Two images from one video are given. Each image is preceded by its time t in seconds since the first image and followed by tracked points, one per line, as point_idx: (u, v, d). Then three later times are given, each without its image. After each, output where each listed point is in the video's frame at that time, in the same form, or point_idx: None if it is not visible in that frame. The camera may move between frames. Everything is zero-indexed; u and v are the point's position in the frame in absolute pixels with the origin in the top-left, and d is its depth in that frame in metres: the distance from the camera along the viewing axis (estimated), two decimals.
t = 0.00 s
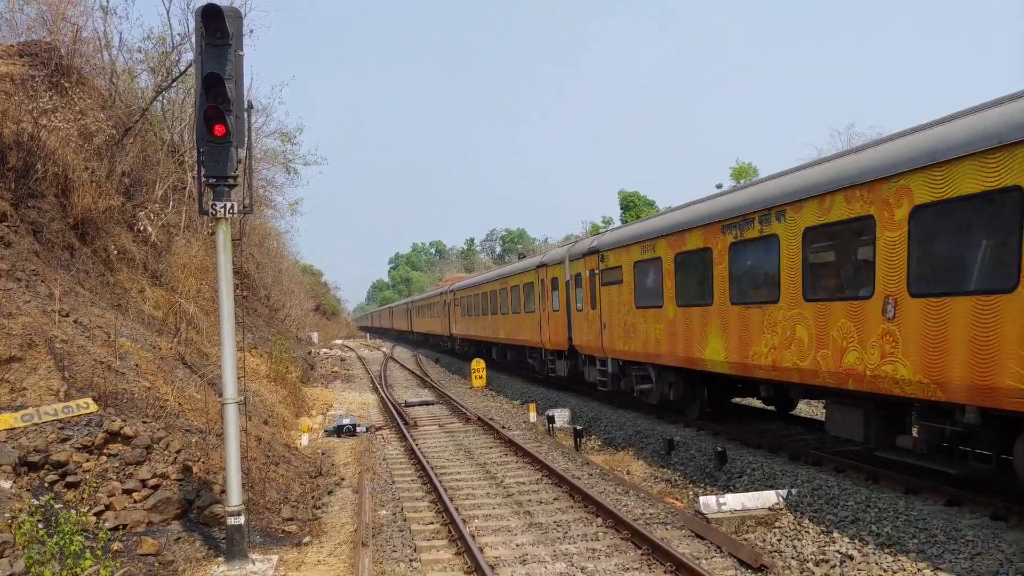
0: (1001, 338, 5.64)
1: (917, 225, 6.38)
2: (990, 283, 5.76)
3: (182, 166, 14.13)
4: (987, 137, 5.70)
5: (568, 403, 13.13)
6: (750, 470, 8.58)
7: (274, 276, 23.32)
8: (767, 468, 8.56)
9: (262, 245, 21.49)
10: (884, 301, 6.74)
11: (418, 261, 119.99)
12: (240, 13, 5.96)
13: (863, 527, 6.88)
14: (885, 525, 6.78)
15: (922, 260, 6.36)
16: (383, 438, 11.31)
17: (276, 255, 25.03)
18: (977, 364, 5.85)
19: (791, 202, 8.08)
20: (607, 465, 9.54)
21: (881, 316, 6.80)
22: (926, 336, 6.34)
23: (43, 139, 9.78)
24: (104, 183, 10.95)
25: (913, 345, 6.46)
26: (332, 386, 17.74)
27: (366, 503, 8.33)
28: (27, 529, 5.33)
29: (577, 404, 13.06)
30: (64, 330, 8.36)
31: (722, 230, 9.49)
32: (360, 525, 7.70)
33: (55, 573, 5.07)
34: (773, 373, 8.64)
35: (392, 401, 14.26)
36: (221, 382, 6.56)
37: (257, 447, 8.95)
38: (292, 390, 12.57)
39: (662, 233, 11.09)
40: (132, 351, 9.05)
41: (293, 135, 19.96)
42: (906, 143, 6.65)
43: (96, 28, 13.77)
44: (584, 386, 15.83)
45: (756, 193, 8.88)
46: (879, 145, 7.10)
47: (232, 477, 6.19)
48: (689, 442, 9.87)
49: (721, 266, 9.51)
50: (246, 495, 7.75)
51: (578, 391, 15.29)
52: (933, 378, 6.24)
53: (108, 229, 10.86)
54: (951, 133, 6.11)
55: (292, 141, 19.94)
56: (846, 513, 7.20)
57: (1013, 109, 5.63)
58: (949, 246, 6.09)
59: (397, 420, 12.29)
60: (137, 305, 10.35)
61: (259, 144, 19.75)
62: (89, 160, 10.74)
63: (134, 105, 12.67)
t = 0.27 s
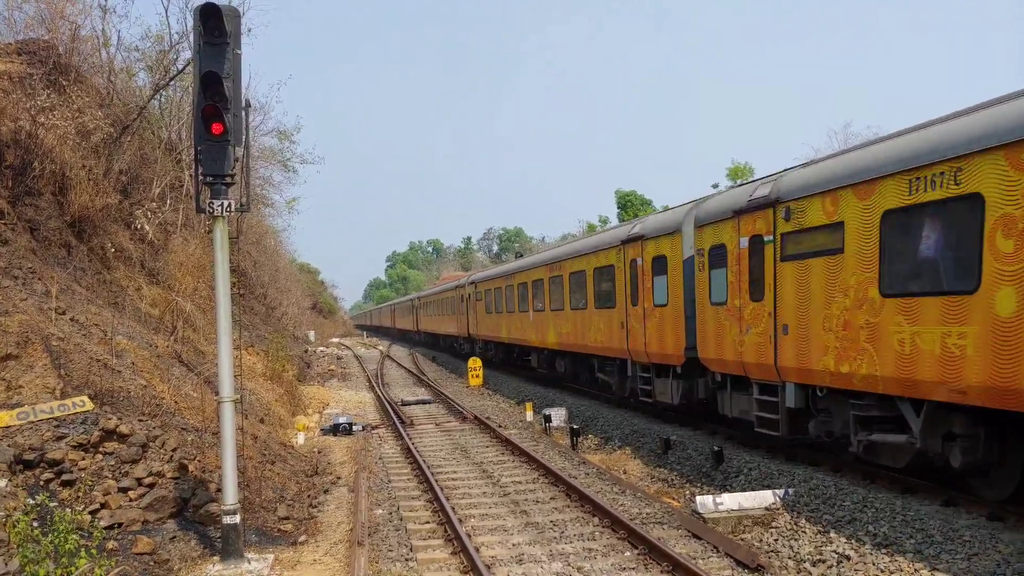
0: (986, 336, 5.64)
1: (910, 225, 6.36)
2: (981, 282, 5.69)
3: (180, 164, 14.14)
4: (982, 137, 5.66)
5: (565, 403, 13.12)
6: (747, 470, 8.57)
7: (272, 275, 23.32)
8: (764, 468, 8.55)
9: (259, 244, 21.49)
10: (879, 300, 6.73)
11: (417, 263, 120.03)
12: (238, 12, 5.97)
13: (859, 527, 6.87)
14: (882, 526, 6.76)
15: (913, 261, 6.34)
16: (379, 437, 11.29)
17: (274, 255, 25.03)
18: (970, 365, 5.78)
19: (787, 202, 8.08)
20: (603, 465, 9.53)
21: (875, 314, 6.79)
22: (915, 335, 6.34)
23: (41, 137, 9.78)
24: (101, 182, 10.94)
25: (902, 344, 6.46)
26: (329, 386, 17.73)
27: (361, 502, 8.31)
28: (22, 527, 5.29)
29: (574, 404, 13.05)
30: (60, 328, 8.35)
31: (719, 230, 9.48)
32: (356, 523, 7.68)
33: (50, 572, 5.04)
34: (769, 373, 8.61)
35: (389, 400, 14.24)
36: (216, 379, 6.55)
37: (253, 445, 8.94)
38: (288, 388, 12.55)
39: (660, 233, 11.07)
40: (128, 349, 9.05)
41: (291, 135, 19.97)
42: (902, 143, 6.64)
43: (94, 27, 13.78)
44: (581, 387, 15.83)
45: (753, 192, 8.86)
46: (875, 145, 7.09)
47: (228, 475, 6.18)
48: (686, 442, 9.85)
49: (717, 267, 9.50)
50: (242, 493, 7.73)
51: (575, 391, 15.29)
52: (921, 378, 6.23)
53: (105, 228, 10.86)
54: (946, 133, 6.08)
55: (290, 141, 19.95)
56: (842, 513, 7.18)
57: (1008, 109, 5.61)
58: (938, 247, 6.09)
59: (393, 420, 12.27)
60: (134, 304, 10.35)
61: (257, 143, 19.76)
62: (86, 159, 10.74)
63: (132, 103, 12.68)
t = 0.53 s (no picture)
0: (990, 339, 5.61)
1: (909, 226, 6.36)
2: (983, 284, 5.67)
3: (178, 163, 14.17)
4: (990, 135, 5.68)
5: (563, 402, 13.11)
6: (744, 469, 8.57)
7: (270, 274, 23.33)
8: (761, 467, 8.54)
9: (257, 243, 21.50)
10: (877, 301, 6.72)
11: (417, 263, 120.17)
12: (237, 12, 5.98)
13: (857, 527, 6.86)
14: (880, 526, 6.75)
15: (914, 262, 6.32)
16: (377, 437, 11.29)
17: (271, 254, 25.03)
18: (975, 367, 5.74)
19: (786, 201, 8.08)
20: (601, 464, 9.53)
21: (874, 316, 6.77)
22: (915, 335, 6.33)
23: (39, 136, 9.79)
24: (100, 181, 10.95)
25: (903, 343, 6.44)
26: (328, 385, 17.74)
27: (359, 501, 8.31)
28: (20, 527, 5.28)
29: (572, 403, 13.05)
30: (58, 327, 8.35)
31: (717, 229, 9.46)
32: (353, 523, 7.69)
33: (47, 570, 5.04)
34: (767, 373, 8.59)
35: (387, 399, 14.23)
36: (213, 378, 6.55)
37: (250, 444, 8.95)
38: (286, 387, 12.56)
39: (658, 232, 11.06)
40: (126, 348, 9.05)
41: (289, 134, 19.99)
42: (901, 144, 6.63)
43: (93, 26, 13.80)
44: (579, 386, 15.82)
45: (751, 191, 8.86)
46: (875, 145, 7.08)
47: (225, 474, 6.19)
48: (683, 441, 9.85)
49: (716, 266, 9.49)
50: (240, 492, 7.74)
51: (572, 390, 15.29)
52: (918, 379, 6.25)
53: (103, 227, 10.87)
54: (951, 132, 6.09)
55: (288, 140, 19.97)
56: (839, 513, 7.17)
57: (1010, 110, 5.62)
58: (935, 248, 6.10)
59: (391, 419, 12.28)
60: (133, 303, 10.37)
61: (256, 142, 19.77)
62: (84, 158, 10.74)
63: (130, 102, 12.70)
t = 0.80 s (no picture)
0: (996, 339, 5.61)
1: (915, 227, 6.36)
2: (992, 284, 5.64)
3: (181, 163, 14.20)
4: (988, 136, 5.66)
5: (565, 402, 13.11)
6: (747, 470, 8.56)
7: (273, 273, 23.36)
8: (764, 468, 8.54)
9: (260, 243, 21.53)
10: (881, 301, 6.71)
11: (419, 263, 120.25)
12: (240, 13, 5.99)
13: (859, 527, 6.85)
14: (882, 527, 6.75)
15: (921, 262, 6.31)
16: (379, 436, 11.30)
17: (274, 253, 25.06)
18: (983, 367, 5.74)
19: (788, 202, 8.07)
20: (604, 464, 9.53)
21: (879, 316, 6.77)
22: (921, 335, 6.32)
23: (44, 135, 9.82)
24: (104, 180, 10.98)
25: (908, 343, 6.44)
26: (330, 384, 17.76)
27: (361, 501, 8.32)
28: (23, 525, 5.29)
29: (575, 404, 13.05)
30: (62, 326, 8.37)
31: (720, 229, 9.45)
32: (356, 522, 7.70)
33: (51, 569, 5.05)
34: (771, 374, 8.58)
35: (389, 399, 14.24)
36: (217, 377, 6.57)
37: (253, 444, 8.97)
38: (289, 387, 12.58)
39: (660, 231, 11.05)
40: (129, 347, 9.07)
41: (293, 134, 20.01)
42: (904, 143, 6.62)
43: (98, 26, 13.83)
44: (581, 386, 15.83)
45: (754, 191, 8.85)
46: (878, 144, 7.07)
47: (229, 473, 6.20)
48: (686, 442, 9.84)
49: (719, 266, 9.48)
50: (243, 491, 7.75)
51: (575, 390, 15.30)
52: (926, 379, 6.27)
53: (107, 227, 10.90)
54: (950, 133, 6.08)
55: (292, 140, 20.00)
56: (842, 513, 7.17)
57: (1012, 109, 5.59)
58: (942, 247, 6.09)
59: (393, 418, 12.29)
60: (136, 302, 10.39)
61: (259, 142, 19.80)
62: (89, 157, 10.77)
63: (134, 102, 12.73)
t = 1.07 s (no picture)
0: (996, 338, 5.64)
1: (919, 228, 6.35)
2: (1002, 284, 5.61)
3: (185, 166, 14.23)
4: (992, 138, 5.65)
5: (569, 404, 13.11)
6: (752, 471, 8.55)
7: (277, 276, 23.39)
8: (769, 470, 8.53)
9: (264, 245, 21.56)
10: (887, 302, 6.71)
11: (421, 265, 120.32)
12: (245, 15, 5.98)
13: (866, 529, 6.84)
14: (888, 528, 6.73)
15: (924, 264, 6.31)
16: (384, 439, 11.30)
17: (278, 255, 25.09)
18: (982, 365, 5.75)
19: (794, 203, 8.05)
20: (608, 466, 9.52)
21: (884, 317, 6.76)
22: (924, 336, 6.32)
23: (49, 139, 9.84)
24: (107, 183, 10.99)
25: (912, 344, 6.44)
26: (334, 386, 17.76)
27: (366, 503, 8.32)
28: (28, 528, 5.28)
29: (579, 405, 13.04)
30: (67, 330, 8.38)
31: (725, 231, 9.46)
32: (361, 525, 7.69)
33: (56, 572, 5.05)
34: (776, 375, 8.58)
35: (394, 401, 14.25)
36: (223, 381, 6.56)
37: (258, 447, 8.97)
38: (293, 389, 12.59)
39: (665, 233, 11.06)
40: (134, 350, 9.08)
41: (296, 137, 20.04)
42: (909, 144, 6.62)
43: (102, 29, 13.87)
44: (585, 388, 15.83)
45: (759, 193, 8.86)
46: (884, 146, 7.07)
47: (233, 476, 6.19)
48: (691, 443, 9.83)
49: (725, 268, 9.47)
50: (248, 494, 7.75)
51: (579, 392, 15.30)
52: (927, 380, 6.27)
53: (111, 229, 10.91)
54: (954, 135, 6.08)
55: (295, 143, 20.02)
56: (848, 515, 7.16)
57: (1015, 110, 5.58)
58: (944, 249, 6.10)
59: (398, 421, 12.29)
60: (140, 305, 10.40)
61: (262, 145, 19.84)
62: (93, 160, 10.79)
63: (138, 105, 12.76)
